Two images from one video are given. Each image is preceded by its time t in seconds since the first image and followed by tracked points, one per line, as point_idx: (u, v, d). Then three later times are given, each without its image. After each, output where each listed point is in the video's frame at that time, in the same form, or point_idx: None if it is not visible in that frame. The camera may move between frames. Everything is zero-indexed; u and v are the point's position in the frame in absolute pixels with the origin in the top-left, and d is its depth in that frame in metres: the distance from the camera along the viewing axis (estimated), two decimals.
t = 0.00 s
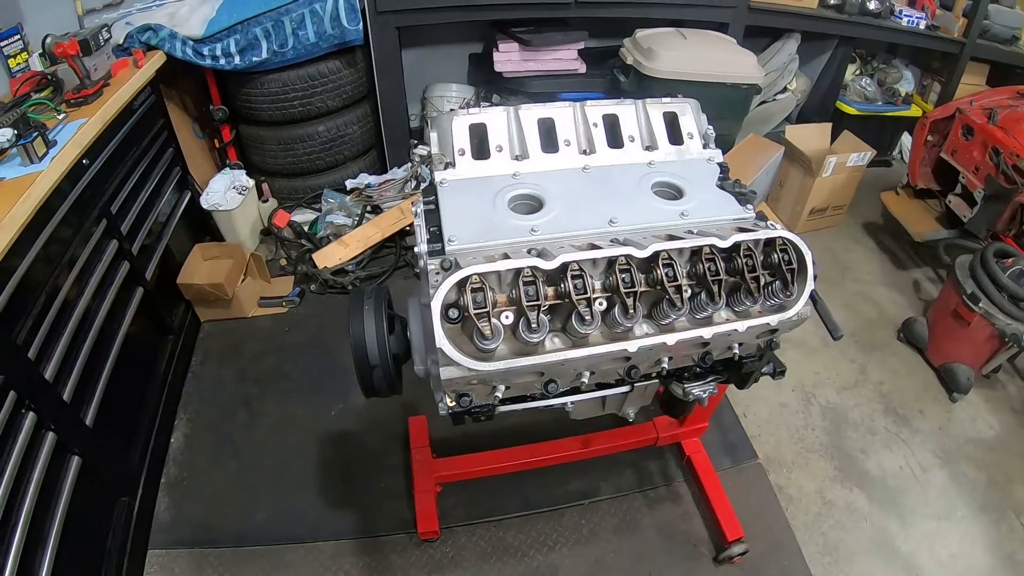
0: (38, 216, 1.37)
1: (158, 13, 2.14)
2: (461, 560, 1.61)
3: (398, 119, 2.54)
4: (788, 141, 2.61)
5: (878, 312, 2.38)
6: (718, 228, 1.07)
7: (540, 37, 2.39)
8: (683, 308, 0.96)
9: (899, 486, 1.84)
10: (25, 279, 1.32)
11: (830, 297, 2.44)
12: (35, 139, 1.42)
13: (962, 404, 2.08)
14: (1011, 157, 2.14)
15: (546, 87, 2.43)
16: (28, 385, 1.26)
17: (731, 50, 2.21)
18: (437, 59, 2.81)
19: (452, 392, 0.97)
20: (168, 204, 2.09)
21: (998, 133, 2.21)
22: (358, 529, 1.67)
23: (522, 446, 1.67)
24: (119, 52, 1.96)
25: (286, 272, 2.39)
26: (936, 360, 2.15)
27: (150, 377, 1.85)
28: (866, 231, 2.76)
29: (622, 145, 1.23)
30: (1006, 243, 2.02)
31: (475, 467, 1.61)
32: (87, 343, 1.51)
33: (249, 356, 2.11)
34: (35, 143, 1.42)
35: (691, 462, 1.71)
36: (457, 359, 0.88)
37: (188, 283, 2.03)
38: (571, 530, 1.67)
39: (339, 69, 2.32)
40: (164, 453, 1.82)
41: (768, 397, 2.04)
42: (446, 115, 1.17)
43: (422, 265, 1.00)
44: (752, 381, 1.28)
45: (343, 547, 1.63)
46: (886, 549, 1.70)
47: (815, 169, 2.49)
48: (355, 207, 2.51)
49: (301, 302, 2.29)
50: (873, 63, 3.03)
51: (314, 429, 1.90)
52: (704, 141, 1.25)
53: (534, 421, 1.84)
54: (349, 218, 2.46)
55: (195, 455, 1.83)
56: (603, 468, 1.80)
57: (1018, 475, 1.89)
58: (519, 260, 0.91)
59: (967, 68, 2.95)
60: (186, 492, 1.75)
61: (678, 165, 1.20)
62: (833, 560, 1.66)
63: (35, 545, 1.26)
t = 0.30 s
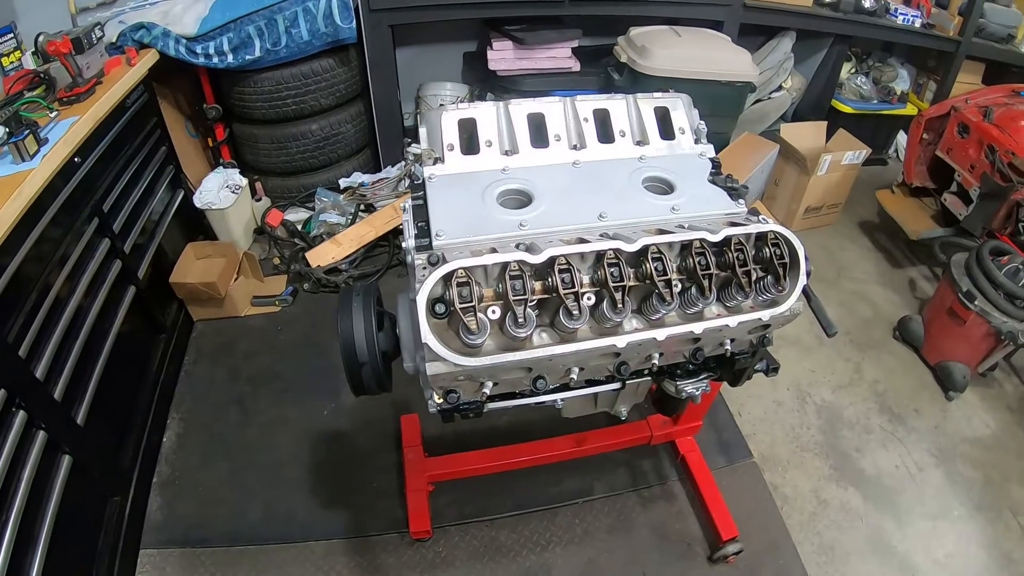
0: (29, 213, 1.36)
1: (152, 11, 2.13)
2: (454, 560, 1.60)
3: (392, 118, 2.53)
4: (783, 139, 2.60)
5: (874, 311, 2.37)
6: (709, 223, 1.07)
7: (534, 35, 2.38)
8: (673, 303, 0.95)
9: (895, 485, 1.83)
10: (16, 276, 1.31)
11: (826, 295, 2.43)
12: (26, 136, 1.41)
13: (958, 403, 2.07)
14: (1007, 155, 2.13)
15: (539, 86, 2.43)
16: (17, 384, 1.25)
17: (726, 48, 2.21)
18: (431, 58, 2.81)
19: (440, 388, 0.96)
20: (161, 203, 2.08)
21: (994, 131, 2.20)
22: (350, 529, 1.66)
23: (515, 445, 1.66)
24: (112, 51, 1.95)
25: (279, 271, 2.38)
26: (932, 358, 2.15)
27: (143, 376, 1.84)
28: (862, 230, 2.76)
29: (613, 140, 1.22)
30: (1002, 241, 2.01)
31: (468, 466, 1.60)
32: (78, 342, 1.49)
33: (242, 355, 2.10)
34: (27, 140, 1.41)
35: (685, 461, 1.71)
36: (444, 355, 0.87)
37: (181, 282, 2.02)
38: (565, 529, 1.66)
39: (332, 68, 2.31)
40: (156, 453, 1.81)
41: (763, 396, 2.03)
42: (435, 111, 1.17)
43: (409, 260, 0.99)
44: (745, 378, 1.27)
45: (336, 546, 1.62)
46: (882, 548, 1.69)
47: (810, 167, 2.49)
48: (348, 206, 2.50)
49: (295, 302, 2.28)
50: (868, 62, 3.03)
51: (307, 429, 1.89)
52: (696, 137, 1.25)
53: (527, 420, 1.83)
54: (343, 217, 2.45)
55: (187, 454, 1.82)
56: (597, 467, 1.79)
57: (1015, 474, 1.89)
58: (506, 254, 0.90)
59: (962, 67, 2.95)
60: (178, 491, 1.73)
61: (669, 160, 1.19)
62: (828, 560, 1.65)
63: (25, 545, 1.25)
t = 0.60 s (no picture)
0: (25, 216, 1.37)
1: (147, 14, 2.13)
2: (452, 560, 1.60)
3: (387, 119, 2.53)
4: (778, 139, 2.61)
5: (869, 309, 2.38)
6: (703, 223, 1.07)
7: (528, 35, 2.38)
8: (667, 303, 0.96)
9: (891, 482, 1.84)
10: (13, 279, 1.31)
11: (821, 294, 2.44)
12: (21, 140, 1.41)
13: (953, 400, 2.08)
14: (1000, 152, 2.15)
15: (535, 86, 2.43)
16: (15, 387, 1.25)
17: (719, 47, 2.22)
18: (426, 59, 2.81)
19: (436, 390, 0.97)
20: (157, 206, 2.08)
21: (988, 129, 2.22)
22: (348, 530, 1.66)
23: (512, 445, 1.67)
24: (107, 53, 1.95)
25: (275, 273, 2.38)
26: (927, 356, 2.16)
27: (140, 379, 1.84)
28: (856, 228, 2.77)
29: (607, 141, 1.23)
30: (995, 239, 2.03)
31: (465, 466, 1.60)
32: (75, 345, 1.49)
33: (238, 357, 2.10)
34: (22, 144, 1.41)
35: (681, 459, 1.71)
36: (439, 356, 0.87)
37: (177, 284, 2.02)
38: (562, 529, 1.67)
39: (327, 69, 2.31)
40: (154, 455, 1.81)
41: (759, 394, 2.04)
42: (430, 112, 1.17)
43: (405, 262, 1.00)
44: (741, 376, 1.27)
45: (334, 547, 1.62)
46: (879, 545, 1.70)
47: (804, 166, 2.50)
48: (344, 207, 2.51)
49: (291, 303, 2.28)
50: (861, 61, 3.04)
51: (304, 430, 1.89)
52: (689, 137, 1.25)
53: (524, 420, 1.84)
54: (338, 218, 2.47)
55: (184, 456, 1.82)
56: (594, 466, 1.80)
57: (1010, 470, 1.90)
58: (501, 256, 0.91)
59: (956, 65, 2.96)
60: (175, 494, 1.73)
61: (663, 161, 1.20)
62: (825, 557, 1.66)
63: (23, 548, 1.25)
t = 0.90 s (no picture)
0: (20, 218, 1.36)
1: (141, 16, 2.12)
2: (449, 561, 1.60)
3: (382, 120, 2.53)
4: (772, 138, 2.57)
5: (865, 308, 2.39)
6: (697, 223, 1.07)
7: (523, 36, 2.38)
8: (662, 303, 0.96)
9: (888, 480, 1.84)
10: (8, 283, 1.31)
11: (817, 293, 2.44)
12: (16, 142, 1.40)
13: (949, 398, 2.09)
14: (995, 151, 2.16)
15: (530, 87, 2.44)
16: (11, 390, 1.24)
17: (714, 47, 2.22)
18: (421, 60, 2.81)
19: (431, 391, 0.96)
20: (152, 208, 2.08)
21: (983, 127, 2.23)
22: (345, 532, 1.66)
23: (509, 446, 1.67)
24: (101, 56, 1.95)
25: (271, 275, 2.38)
26: (924, 354, 2.16)
27: (136, 382, 1.83)
28: (852, 227, 2.77)
29: (602, 141, 1.23)
30: (991, 237, 2.03)
31: (462, 467, 1.60)
32: (71, 348, 1.49)
33: (234, 359, 2.09)
34: (17, 147, 1.40)
35: (678, 459, 1.72)
36: (434, 357, 0.87)
37: (172, 287, 2.02)
38: (559, 529, 1.67)
39: (322, 71, 2.31)
40: (150, 458, 1.80)
41: (755, 394, 2.04)
42: (425, 113, 1.17)
43: (400, 263, 1.00)
44: (737, 376, 1.27)
45: (331, 550, 1.62)
46: (876, 544, 1.70)
47: (800, 165, 2.51)
48: (339, 209, 2.50)
49: (287, 305, 2.28)
50: (856, 60, 3.06)
51: (301, 432, 1.89)
52: (684, 137, 1.25)
53: (521, 421, 1.84)
54: (334, 220, 2.45)
55: (180, 459, 1.82)
56: (590, 466, 1.80)
57: (1006, 468, 1.90)
58: (495, 256, 0.91)
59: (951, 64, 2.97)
60: (172, 496, 1.73)
61: (658, 161, 1.20)
62: (822, 556, 1.66)
63: (20, 552, 1.25)
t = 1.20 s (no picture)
0: (16, 224, 1.36)
1: (136, 20, 2.13)
2: (448, 563, 1.60)
3: (378, 123, 2.53)
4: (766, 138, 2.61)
5: (861, 307, 2.39)
6: (691, 224, 1.08)
7: (518, 38, 2.39)
8: (656, 304, 0.96)
9: (885, 478, 1.85)
10: (4, 289, 1.30)
11: (813, 292, 2.45)
12: (11, 148, 1.41)
13: (946, 396, 2.09)
14: (990, 149, 2.17)
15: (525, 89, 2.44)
16: (8, 395, 1.24)
17: (708, 48, 2.23)
18: (416, 63, 2.81)
19: (427, 394, 0.97)
20: (148, 213, 2.08)
21: (977, 126, 2.24)
22: (343, 535, 1.66)
23: (507, 448, 1.67)
24: (96, 60, 1.95)
25: (268, 279, 2.38)
26: (920, 352, 2.17)
27: (134, 386, 1.83)
28: (847, 226, 2.78)
29: (596, 143, 1.23)
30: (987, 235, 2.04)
31: (459, 469, 1.60)
32: (68, 353, 1.49)
33: (231, 363, 2.09)
34: (12, 152, 1.40)
35: (674, 459, 1.72)
36: (430, 361, 0.87)
37: (169, 291, 2.01)
38: (557, 531, 1.67)
39: (317, 74, 2.31)
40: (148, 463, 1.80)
41: (752, 393, 2.05)
42: (419, 117, 1.17)
43: (394, 266, 1.00)
44: (733, 376, 1.27)
45: (329, 553, 1.62)
46: (874, 542, 1.71)
47: (795, 165, 2.51)
48: (335, 212, 2.50)
49: (284, 309, 2.28)
50: (850, 60, 3.07)
51: (298, 436, 1.89)
52: (678, 138, 1.25)
53: (518, 422, 1.84)
54: (330, 223, 2.46)
55: (178, 464, 1.81)
56: (588, 468, 1.80)
57: (1003, 465, 1.91)
58: (489, 259, 0.91)
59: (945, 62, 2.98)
60: (170, 501, 1.73)
61: (651, 162, 1.20)
62: (820, 555, 1.67)
63: (18, 558, 1.24)
